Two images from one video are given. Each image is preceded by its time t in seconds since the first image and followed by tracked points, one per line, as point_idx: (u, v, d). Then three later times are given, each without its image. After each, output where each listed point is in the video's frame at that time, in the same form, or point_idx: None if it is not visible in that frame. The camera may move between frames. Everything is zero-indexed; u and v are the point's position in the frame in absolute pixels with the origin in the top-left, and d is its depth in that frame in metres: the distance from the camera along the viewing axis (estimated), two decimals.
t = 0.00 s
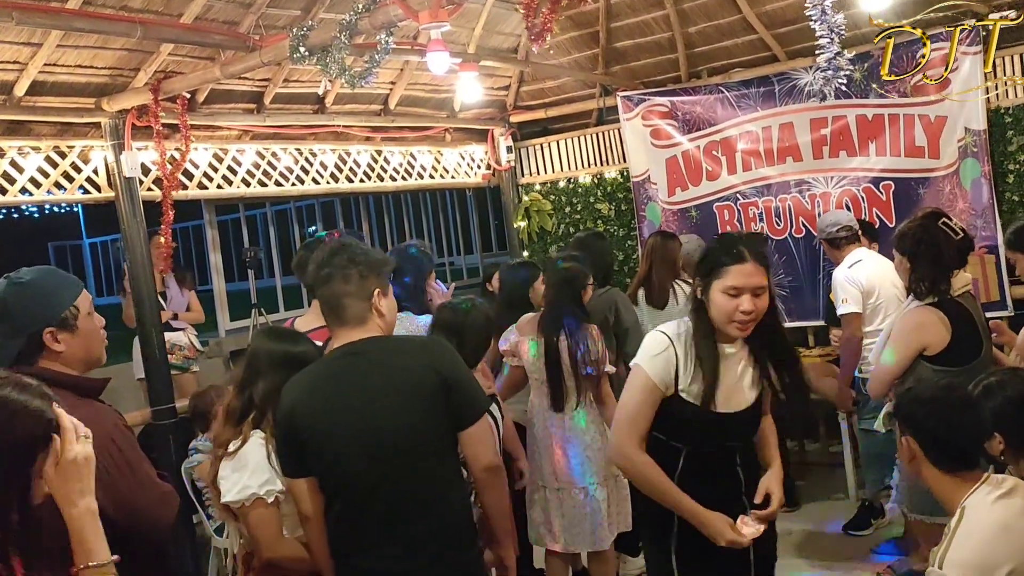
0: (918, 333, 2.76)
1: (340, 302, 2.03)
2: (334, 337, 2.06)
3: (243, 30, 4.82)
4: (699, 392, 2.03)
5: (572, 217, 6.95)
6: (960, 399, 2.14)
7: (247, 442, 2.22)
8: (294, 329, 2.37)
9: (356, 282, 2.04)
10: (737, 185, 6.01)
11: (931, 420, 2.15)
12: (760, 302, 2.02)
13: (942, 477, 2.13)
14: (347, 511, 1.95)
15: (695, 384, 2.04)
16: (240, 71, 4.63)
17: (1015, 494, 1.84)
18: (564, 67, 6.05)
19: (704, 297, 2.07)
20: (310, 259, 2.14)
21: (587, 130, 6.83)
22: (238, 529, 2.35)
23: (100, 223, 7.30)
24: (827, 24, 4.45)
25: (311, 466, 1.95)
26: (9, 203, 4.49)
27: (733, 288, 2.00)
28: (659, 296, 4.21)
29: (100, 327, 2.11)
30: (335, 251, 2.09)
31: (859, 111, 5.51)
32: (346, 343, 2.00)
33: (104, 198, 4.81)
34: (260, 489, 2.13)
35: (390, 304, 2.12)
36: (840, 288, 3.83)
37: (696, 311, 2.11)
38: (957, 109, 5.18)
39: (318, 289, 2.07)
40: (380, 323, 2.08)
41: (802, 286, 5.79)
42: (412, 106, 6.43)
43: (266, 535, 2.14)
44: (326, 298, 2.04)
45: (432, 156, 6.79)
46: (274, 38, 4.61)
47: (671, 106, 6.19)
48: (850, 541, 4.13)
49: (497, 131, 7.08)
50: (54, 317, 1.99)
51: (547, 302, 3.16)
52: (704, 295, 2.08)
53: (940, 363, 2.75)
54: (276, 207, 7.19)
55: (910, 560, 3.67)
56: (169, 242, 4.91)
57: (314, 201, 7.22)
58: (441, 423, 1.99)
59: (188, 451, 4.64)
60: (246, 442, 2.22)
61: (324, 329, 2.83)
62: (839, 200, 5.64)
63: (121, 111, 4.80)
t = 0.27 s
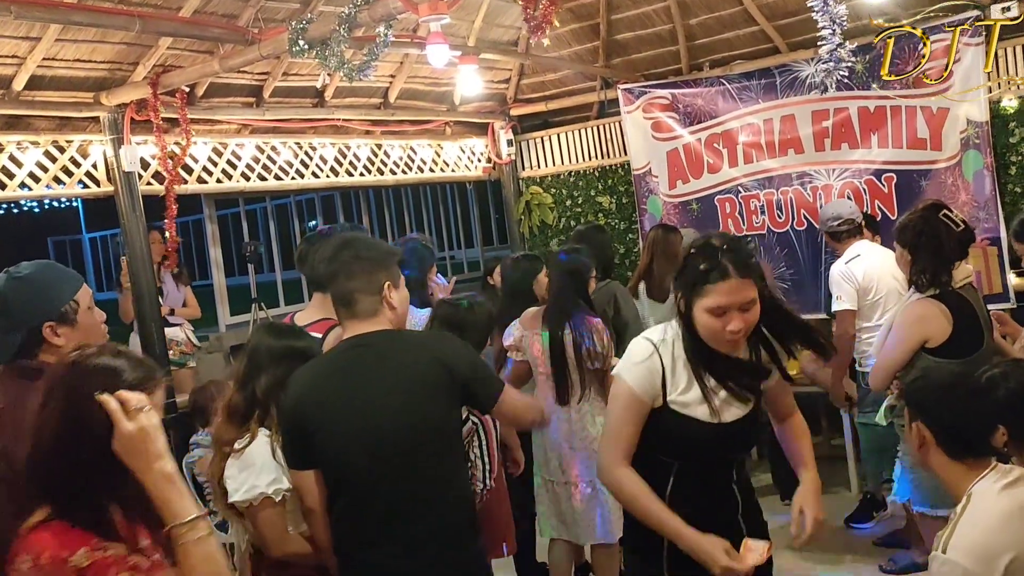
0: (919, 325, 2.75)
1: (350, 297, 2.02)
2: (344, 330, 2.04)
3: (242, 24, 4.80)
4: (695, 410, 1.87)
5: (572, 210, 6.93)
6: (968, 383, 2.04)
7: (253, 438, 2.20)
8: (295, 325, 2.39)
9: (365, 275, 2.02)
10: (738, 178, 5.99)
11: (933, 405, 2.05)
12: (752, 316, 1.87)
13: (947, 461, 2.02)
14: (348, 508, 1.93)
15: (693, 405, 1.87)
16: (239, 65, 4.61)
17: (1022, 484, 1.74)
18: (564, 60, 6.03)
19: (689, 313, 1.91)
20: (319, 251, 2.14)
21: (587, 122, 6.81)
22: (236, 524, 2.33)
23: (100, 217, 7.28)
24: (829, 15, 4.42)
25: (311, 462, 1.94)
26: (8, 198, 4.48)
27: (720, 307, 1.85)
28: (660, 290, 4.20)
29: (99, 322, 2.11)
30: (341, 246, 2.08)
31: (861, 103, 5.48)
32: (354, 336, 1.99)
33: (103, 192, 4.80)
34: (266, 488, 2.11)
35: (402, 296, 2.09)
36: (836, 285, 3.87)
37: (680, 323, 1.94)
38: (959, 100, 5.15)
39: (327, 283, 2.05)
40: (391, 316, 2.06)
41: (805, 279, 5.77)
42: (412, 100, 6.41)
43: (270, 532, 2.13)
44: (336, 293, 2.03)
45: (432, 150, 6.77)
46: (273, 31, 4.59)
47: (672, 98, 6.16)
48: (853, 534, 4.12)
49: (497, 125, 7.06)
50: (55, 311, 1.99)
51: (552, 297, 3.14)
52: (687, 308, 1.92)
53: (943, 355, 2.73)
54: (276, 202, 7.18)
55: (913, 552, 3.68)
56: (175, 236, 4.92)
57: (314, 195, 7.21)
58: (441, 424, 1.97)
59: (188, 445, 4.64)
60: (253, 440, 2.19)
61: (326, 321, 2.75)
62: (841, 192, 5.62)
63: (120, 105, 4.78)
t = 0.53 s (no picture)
0: (923, 319, 2.73)
1: (360, 288, 2.05)
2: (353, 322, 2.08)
3: (242, 18, 4.79)
4: (665, 451, 1.78)
5: (574, 204, 6.92)
6: (988, 371, 1.93)
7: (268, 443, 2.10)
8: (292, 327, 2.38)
9: (375, 267, 2.07)
10: (741, 171, 5.98)
11: (949, 393, 1.94)
12: (724, 362, 1.74)
13: (960, 448, 1.92)
14: (350, 507, 1.92)
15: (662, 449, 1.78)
16: (240, 59, 4.59)
17: None
18: (565, 53, 6.02)
19: (656, 359, 1.78)
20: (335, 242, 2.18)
21: (589, 116, 6.79)
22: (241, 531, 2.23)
23: (102, 212, 7.28)
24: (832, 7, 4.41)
25: (313, 460, 1.93)
26: (9, 193, 4.48)
27: (690, 357, 1.72)
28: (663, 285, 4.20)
29: (108, 316, 2.14)
30: (354, 239, 2.12)
31: (864, 95, 5.46)
32: (366, 328, 2.01)
33: (104, 187, 4.80)
34: (283, 489, 2.05)
35: (411, 291, 2.14)
36: (833, 281, 3.89)
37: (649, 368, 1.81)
38: (962, 92, 5.13)
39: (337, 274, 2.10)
40: (399, 309, 2.10)
41: (807, 272, 5.75)
42: (413, 94, 6.40)
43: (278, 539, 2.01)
44: (346, 284, 2.07)
45: (433, 144, 6.77)
46: (273, 25, 4.58)
47: (674, 91, 6.15)
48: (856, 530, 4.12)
49: (498, 119, 7.05)
50: (63, 304, 2.02)
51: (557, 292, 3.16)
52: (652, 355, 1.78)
53: (946, 348, 2.73)
54: (278, 197, 7.17)
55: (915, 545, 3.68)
56: (181, 230, 4.91)
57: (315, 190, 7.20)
58: (447, 421, 1.96)
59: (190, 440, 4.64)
60: (262, 442, 2.08)
61: (330, 316, 2.68)
62: (843, 185, 5.61)
63: (121, 100, 4.77)
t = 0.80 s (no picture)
0: (927, 313, 2.73)
1: (387, 282, 2.19)
2: (380, 315, 2.21)
3: (243, 14, 4.78)
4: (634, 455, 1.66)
5: (574, 200, 6.91)
6: (1001, 363, 1.92)
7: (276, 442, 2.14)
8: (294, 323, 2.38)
9: (402, 264, 2.20)
10: (742, 167, 5.98)
11: (955, 388, 1.94)
12: (698, 366, 1.56)
13: (969, 441, 1.91)
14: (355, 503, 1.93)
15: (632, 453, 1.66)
16: (240, 56, 4.58)
17: None
18: (566, 49, 6.01)
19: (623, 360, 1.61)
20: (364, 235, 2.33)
21: (590, 112, 6.79)
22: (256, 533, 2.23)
23: (104, 210, 7.28)
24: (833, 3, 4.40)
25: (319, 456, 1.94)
26: (11, 190, 4.48)
27: (659, 360, 1.55)
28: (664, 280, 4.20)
29: (115, 313, 2.14)
30: (382, 233, 2.26)
31: (865, 91, 5.45)
32: (391, 321, 2.15)
33: (105, 184, 4.79)
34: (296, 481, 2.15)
35: (437, 285, 2.25)
36: (829, 274, 3.90)
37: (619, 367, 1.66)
38: (963, 88, 5.12)
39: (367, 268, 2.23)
40: (426, 303, 2.23)
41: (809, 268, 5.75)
42: (414, 90, 6.39)
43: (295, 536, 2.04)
44: (374, 278, 2.20)
45: (434, 141, 6.77)
46: (274, 22, 4.56)
47: (676, 87, 6.14)
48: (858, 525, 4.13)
49: (499, 115, 7.05)
50: (71, 299, 2.02)
51: (559, 290, 3.19)
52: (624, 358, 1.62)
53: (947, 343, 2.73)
54: (279, 194, 7.18)
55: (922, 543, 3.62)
56: (185, 227, 4.91)
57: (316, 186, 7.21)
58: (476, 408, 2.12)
59: (192, 436, 4.64)
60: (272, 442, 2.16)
61: (330, 313, 2.60)
62: (845, 180, 5.61)
63: (122, 97, 4.77)
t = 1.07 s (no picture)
0: (927, 313, 2.74)
1: (404, 280, 2.26)
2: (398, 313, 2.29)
3: (243, 13, 4.78)
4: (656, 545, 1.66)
5: (575, 198, 6.92)
6: (1004, 363, 1.93)
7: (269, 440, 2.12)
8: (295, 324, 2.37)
9: (419, 263, 2.27)
10: (743, 165, 5.98)
11: (957, 388, 1.94)
12: (697, 461, 1.54)
13: (972, 441, 1.92)
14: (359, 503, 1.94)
15: (658, 555, 1.65)
16: (240, 55, 4.58)
17: None
18: (567, 47, 6.01)
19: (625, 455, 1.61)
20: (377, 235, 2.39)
21: (590, 110, 6.79)
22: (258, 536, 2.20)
23: (104, 208, 7.28)
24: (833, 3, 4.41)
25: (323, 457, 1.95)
26: (12, 189, 4.48)
27: (659, 457, 1.54)
28: (664, 278, 4.21)
29: (119, 311, 2.14)
30: (399, 233, 2.31)
31: (866, 89, 5.45)
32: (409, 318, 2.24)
33: (105, 183, 4.79)
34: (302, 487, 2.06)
35: (454, 283, 2.33)
36: (816, 273, 3.94)
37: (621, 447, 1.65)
38: (964, 86, 5.11)
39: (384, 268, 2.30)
40: (444, 302, 2.31)
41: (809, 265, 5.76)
42: (414, 88, 6.39)
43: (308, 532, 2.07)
44: (391, 276, 2.27)
45: (435, 139, 6.77)
46: (275, 20, 4.55)
47: (676, 86, 6.14)
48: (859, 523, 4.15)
49: (499, 113, 7.05)
50: (75, 297, 2.02)
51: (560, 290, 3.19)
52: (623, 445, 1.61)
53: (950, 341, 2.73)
54: (279, 192, 7.18)
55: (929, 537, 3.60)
56: (187, 226, 4.91)
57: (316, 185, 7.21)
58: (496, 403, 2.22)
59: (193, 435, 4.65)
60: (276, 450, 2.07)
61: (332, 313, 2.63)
62: (845, 178, 5.61)
63: (122, 95, 4.77)
